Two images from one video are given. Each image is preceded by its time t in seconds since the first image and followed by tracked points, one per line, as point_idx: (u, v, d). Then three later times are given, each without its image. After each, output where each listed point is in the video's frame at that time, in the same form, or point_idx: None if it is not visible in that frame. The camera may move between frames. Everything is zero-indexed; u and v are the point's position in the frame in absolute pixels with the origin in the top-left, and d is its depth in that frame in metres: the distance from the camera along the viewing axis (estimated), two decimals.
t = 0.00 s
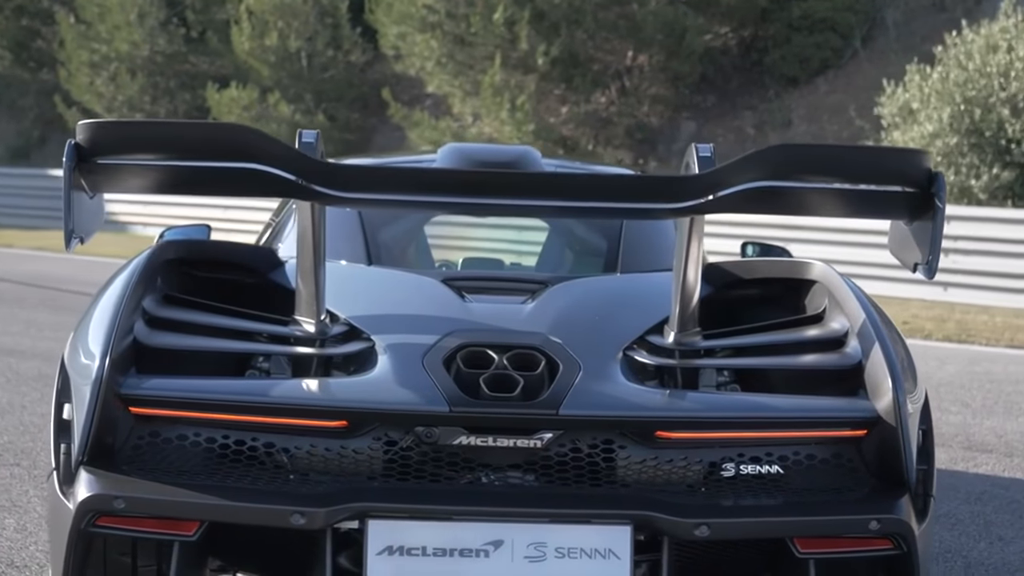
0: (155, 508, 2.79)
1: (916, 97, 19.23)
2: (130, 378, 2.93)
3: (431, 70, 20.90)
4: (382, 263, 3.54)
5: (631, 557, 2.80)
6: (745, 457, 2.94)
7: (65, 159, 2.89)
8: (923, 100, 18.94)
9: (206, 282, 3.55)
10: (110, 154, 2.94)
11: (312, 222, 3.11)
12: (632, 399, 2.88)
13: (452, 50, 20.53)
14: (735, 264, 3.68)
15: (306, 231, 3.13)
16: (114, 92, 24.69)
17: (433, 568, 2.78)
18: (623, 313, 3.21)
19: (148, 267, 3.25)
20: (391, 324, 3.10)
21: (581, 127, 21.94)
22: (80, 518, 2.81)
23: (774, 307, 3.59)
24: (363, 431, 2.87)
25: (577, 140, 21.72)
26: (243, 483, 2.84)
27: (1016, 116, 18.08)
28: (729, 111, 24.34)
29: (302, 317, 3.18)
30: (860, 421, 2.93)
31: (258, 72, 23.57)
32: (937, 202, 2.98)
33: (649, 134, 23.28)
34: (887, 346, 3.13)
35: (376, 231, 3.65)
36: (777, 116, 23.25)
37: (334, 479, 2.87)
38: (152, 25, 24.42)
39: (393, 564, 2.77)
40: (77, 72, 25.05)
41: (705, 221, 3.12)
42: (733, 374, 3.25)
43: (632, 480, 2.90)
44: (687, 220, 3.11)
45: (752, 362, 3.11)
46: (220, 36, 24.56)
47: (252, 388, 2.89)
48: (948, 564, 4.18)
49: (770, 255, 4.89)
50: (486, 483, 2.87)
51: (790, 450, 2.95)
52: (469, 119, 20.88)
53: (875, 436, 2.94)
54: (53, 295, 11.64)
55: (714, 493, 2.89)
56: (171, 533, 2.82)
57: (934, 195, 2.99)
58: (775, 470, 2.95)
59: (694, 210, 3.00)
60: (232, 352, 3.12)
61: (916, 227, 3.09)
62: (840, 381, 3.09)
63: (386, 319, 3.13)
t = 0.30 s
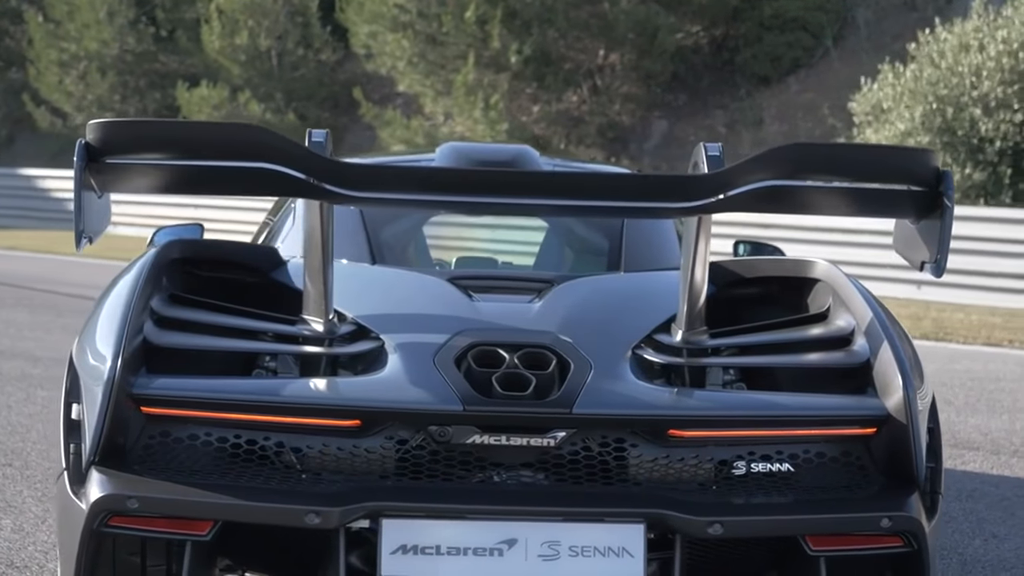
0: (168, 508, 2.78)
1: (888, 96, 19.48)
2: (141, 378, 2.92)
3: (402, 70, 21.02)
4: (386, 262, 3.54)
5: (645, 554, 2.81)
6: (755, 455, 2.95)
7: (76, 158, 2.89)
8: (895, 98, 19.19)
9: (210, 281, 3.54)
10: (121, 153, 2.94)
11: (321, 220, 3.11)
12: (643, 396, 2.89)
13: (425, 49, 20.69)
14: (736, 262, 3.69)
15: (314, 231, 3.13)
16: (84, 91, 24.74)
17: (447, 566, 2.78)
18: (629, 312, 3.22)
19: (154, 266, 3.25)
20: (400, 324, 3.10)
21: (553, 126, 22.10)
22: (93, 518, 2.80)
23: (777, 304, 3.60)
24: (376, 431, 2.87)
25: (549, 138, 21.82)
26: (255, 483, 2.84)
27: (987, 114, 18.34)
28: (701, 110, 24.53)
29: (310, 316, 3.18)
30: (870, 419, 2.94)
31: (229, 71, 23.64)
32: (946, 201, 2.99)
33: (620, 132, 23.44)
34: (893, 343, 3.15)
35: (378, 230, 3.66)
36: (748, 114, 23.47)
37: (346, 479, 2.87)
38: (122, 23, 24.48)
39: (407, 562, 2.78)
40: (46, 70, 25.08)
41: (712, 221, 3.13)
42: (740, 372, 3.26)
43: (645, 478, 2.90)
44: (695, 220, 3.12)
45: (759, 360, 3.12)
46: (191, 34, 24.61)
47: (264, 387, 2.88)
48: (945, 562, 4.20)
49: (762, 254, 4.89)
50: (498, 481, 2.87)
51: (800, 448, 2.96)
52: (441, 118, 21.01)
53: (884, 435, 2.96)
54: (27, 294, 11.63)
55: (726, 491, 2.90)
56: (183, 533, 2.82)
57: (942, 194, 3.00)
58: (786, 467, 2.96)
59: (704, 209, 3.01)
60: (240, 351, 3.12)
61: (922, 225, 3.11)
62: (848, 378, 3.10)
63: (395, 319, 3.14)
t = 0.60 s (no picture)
0: (185, 507, 2.78)
1: (869, 94, 19.80)
2: (154, 377, 2.92)
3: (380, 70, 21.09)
4: (394, 259, 3.54)
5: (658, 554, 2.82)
6: (767, 453, 2.95)
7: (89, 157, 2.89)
8: (876, 97, 19.51)
9: (215, 281, 3.54)
10: (132, 154, 2.94)
11: (331, 219, 3.11)
12: (657, 395, 2.90)
13: (403, 48, 21.05)
14: (740, 260, 3.72)
15: (324, 229, 3.13)
16: (61, 89, 24.76)
17: (461, 563, 2.79)
18: (638, 310, 3.22)
19: (163, 266, 3.24)
20: (411, 323, 3.11)
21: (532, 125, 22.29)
22: (106, 518, 2.80)
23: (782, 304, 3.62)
24: (391, 429, 2.88)
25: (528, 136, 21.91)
26: (268, 482, 2.84)
27: (966, 113, 18.68)
28: (679, 108, 24.73)
29: (320, 315, 3.19)
30: (881, 416, 2.96)
31: (206, 70, 23.69)
32: (955, 199, 3.01)
33: (600, 131, 23.60)
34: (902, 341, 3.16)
35: (384, 229, 3.66)
36: (728, 113, 23.67)
37: (360, 477, 2.88)
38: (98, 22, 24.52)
39: (423, 561, 2.78)
40: (22, 69, 25.08)
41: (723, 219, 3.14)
42: (747, 370, 3.26)
43: (658, 475, 2.91)
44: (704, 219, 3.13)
45: (768, 358, 3.13)
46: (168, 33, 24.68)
47: (279, 387, 2.89)
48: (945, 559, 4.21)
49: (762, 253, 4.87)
50: (509, 479, 2.88)
51: (813, 445, 2.97)
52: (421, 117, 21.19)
53: (895, 432, 2.97)
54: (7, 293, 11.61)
55: (738, 488, 2.91)
56: (198, 533, 2.82)
57: (953, 192, 3.01)
58: (797, 465, 2.96)
59: (715, 209, 3.02)
60: (249, 351, 3.12)
61: (932, 224, 3.12)
62: (858, 376, 3.11)
63: (406, 317, 3.14)
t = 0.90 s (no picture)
0: (200, 507, 2.78)
1: (846, 92, 20.10)
2: (168, 378, 2.92)
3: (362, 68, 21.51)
4: (399, 261, 3.55)
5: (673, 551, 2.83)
6: (780, 451, 2.97)
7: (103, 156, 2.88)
8: (853, 94, 19.85)
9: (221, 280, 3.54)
10: (146, 153, 2.93)
11: (342, 219, 3.12)
12: (670, 394, 2.91)
13: (380, 47, 21.41)
14: (746, 258, 3.73)
15: (336, 229, 3.14)
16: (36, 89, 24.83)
17: (477, 562, 2.79)
18: (647, 310, 3.24)
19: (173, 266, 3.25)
20: (423, 322, 3.11)
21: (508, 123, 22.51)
22: (122, 518, 2.79)
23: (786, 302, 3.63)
24: (406, 428, 2.88)
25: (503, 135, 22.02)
26: (283, 481, 2.84)
27: (942, 111, 19.05)
28: (654, 107, 24.96)
29: (331, 314, 3.19)
30: (893, 414, 2.98)
31: (181, 69, 23.79)
32: (966, 199, 3.02)
33: (576, 130, 23.78)
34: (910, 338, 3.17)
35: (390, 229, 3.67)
36: (704, 112, 23.90)
37: (376, 477, 2.88)
38: (72, 22, 24.60)
39: (440, 560, 2.78)
40: None
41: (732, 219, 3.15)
42: (755, 369, 3.27)
43: (670, 474, 2.92)
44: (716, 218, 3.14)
45: (778, 357, 3.14)
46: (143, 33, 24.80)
47: (293, 387, 2.89)
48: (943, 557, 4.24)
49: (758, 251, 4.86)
50: (523, 478, 2.89)
51: (825, 444, 2.98)
52: (397, 116, 21.40)
53: (907, 429, 2.99)
54: None
55: (752, 486, 2.92)
56: (212, 532, 2.82)
57: (963, 191, 3.03)
58: (809, 463, 2.98)
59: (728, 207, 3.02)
60: (260, 351, 3.12)
61: (940, 223, 3.13)
62: (868, 375, 3.13)
63: (416, 316, 3.15)
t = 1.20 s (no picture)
0: (213, 507, 2.78)
1: (827, 92, 20.18)
2: (182, 379, 2.91)
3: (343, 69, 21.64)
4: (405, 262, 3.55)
5: (687, 552, 2.84)
6: (792, 451, 2.97)
7: (116, 158, 2.87)
8: (834, 93, 19.94)
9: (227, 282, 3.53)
10: (158, 155, 2.93)
11: (353, 219, 3.12)
12: (684, 393, 2.91)
13: (359, 47, 21.58)
14: (751, 259, 3.73)
15: (346, 229, 3.14)
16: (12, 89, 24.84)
17: (491, 563, 2.79)
18: (656, 309, 3.24)
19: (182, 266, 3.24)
20: (434, 323, 3.12)
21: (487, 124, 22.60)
22: (136, 520, 2.79)
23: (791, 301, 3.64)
24: (421, 429, 2.88)
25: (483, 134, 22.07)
26: (296, 483, 2.84)
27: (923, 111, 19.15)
28: (634, 106, 25.07)
29: (341, 315, 3.19)
30: (904, 414, 2.99)
31: (158, 68, 23.83)
32: (975, 199, 3.02)
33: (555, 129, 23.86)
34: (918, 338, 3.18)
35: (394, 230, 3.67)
36: (685, 111, 23.99)
37: (391, 478, 2.88)
38: (49, 21, 24.63)
39: (455, 561, 2.78)
40: None
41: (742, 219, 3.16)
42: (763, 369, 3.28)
43: (683, 474, 2.93)
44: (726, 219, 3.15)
45: (787, 357, 3.15)
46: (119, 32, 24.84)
47: (307, 387, 2.89)
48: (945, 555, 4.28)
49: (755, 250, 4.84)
50: (536, 479, 2.89)
51: (836, 443, 2.99)
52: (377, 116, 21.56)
53: (918, 429, 3.00)
54: None
55: (765, 486, 2.93)
56: (225, 533, 2.82)
57: (974, 191, 3.02)
58: (822, 462, 2.99)
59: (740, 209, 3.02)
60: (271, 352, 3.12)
61: (950, 222, 3.14)
62: (879, 373, 3.14)
63: (426, 317, 3.15)
